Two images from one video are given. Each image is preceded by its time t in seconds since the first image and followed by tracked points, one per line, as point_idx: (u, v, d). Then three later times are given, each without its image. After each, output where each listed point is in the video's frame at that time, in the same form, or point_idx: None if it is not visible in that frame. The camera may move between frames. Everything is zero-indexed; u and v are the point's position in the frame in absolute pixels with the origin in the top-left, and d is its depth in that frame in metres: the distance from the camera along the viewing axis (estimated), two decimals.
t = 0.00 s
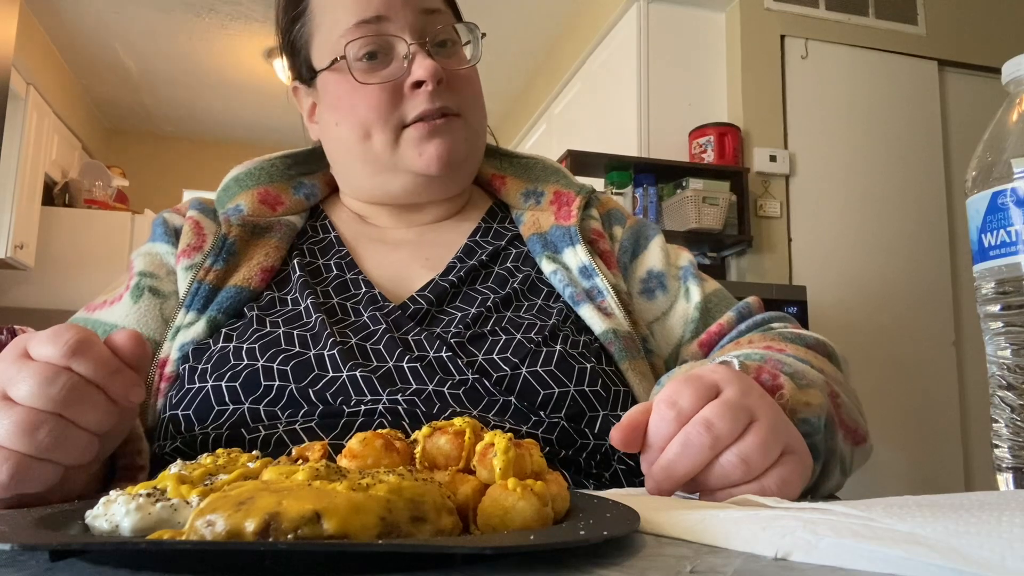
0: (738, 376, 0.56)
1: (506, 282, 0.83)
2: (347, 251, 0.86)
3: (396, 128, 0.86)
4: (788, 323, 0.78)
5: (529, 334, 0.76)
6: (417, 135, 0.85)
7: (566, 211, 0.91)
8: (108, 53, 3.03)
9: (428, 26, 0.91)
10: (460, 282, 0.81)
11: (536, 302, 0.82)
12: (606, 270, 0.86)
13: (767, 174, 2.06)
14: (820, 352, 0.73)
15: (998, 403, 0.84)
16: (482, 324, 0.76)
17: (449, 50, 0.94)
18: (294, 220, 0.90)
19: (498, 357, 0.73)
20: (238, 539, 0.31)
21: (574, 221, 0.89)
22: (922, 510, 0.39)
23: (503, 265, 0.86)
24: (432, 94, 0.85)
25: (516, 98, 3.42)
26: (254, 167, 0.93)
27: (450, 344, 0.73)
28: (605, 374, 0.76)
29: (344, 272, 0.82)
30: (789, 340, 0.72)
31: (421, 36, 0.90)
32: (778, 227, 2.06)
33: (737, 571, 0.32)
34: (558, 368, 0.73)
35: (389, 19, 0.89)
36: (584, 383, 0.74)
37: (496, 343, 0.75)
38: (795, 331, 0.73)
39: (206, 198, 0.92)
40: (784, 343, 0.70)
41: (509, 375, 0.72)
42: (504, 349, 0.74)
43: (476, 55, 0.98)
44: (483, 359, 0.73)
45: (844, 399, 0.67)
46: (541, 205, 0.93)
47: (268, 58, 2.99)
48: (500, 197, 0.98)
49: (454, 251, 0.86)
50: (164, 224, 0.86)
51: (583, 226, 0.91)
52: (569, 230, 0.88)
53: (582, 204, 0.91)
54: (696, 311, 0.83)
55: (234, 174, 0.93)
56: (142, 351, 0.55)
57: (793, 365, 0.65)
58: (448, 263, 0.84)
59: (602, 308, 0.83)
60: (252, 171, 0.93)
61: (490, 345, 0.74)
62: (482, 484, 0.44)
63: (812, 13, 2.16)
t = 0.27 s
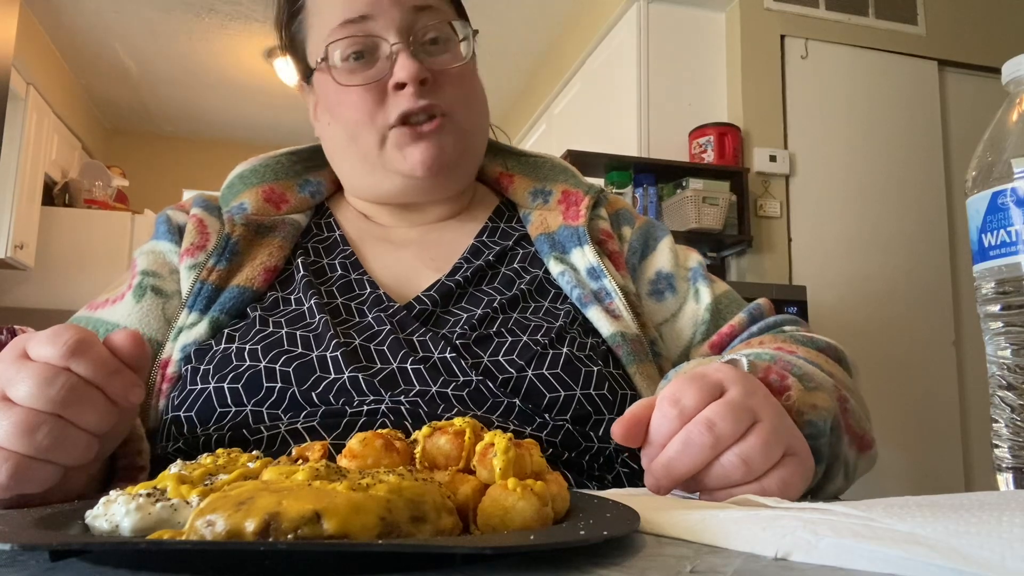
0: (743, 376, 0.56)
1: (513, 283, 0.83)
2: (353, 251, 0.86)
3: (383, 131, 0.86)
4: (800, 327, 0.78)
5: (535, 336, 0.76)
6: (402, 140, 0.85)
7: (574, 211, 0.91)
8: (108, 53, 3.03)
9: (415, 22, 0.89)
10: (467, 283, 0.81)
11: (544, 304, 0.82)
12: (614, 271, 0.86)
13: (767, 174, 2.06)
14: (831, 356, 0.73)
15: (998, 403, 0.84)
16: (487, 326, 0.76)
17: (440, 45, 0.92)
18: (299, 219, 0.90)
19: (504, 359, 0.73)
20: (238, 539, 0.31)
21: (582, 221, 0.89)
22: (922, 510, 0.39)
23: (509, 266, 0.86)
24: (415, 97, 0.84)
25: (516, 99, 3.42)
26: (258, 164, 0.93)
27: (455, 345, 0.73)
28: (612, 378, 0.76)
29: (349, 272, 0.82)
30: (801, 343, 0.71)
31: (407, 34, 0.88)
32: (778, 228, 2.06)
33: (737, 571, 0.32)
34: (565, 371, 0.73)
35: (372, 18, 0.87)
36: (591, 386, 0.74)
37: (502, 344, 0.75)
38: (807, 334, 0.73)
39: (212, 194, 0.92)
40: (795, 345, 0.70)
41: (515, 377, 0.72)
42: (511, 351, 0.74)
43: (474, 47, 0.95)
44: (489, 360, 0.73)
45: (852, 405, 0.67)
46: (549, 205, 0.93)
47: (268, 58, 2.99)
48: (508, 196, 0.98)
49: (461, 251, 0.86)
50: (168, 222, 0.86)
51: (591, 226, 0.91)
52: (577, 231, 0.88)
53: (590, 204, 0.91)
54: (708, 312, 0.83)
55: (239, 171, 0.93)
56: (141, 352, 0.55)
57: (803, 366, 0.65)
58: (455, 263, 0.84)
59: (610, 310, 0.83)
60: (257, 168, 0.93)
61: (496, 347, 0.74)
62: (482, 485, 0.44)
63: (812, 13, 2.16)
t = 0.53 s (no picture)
0: (745, 377, 0.56)
1: (514, 289, 0.83)
2: (353, 254, 0.86)
3: (374, 156, 0.86)
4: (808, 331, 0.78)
5: (537, 341, 0.76)
6: (392, 170, 0.85)
7: (577, 214, 0.91)
8: (108, 54, 3.03)
9: (415, 41, 0.86)
10: (469, 288, 0.81)
11: (546, 310, 0.82)
12: (618, 275, 0.86)
13: (767, 174, 2.06)
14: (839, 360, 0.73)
15: (998, 403, 0.84)
16: (488, 331, 0.76)
17: (441, 63, 0.89)
18: (297, 219, 0.90)
19: (506, 364, 0.73)
20: (238, 538, 0.31)
21: (585, 224, 0.88)
22: (923, 510, 0.39)
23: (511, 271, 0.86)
24: (408, 127, 0.83)
25: (516, 99, 3.42)
26: (256, 162, 0.93)
27: (455, 350, 0.73)
28: (615, 385, 0.76)
29: (349, 277, 0.82)
30: (809, 344, 0.71)
31: (404, 55, 0.86)
32: (778, 228, 2.06)
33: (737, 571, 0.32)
34: (567, 377, 0.73)
35: (371, 36, 0.85)
36: (593, 393, 0.74)
37: (503, 350, 0.75)
38: (815, 336, 0.73)
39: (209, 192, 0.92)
40: (803, 346, 0.70)
41: (516, 384, 0.72)
42: (512, 357, 0.74)
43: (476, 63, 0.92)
44: (490, 366, 0.73)
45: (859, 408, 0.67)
46: (552, 206, 0.93)
47: (268, 58, 2.99)
48: (511, 195, 0.98)
49: (465, 255, 0.87)
50: (165, 222, 0.86)
51: (595, 228, 0.91)
52: (579, 234, 0.88)
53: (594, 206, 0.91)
54: (714, 317, 0.83)
55: (237, 169, 0.93)
56: (142, 353, 0.55)
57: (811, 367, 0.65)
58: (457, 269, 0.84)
59: (612, 316, 0.83)
60: (255, 166, 0.93)
61: (497, 353, 0.74)
62: (482, 484, 0.44)
63: (812, 13, 2.16)
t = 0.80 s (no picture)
0: (751, 377, 0.55)
1: (513, 294, 0.83)
2: (348, 256, 0.86)
3: (374, 141, 0.85)
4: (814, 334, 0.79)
5: (536, 349, 0.76)
6: (392, 153, 0.84)
7: (576, 216, 0.90)
8: (108, 54, 3.03)
9: (421, 29, 0.86)
10: (467, 293, 0.80)
11: (546, 317, 0.82)
12: (619, 279, 0.86)
13: (767, 174, 2.06)
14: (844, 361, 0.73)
15: (998, 403, 0.84)
16: (486, 338, 0.76)
17: (447, 53, 0.89)
18: (291, 218, 0.90)
19: (504, 373, 0.73)
20: (238, 538, 0.31)
21: (583, 226, 0.88)
22: (923, 510, 0.39)
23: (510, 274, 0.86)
24: (411, 114, 0.83)
25: (517, 99, 3.42)
26: (250, 159, 0.93)
27: (452, 359, 0.73)
28: (615, 394, 0.76)
29: (344, 281, 0.82)
30: (814, 346, 0.72)
31: (410, 42, 0.86)
32: (778, 228, 2.06)
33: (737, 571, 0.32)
34: (566, 387, 0.73)
35: (377, 22, 0.84)
36: (593, 403, 0.74)
37: (501, 357, 0.75)
38: (820, 338, 0.73)
39: (201, 189, 0.92)
40: (808, 347, 0.70)
41: (514, 394, 0.72)
42: (511, 365, 0.74)
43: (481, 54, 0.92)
44: (488, 374, 0.73)
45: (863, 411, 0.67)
46: (552, 206, 0.93)
47: (268, 58, 2.99)
48: (511, 193, 0.97)
49: (465, 255, 0.86)
50: (156, 221, 0.85)
51: (595, 230, 0.91)
52: (578, 237, 0.87)
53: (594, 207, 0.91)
54: (719, 320, 0.83)
55: (229, 166, 0.93)
56: (140, 351, 0.54)
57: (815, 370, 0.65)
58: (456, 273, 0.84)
59: (613, 323, 0.83)
60: (248, 163, 0.93)
61: (495, 360, 0.74)
62: (482, 484, 0.44)
63: (812, 13, 2.16)
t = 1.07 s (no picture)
0: (754, 377, 0.55)
1: (514, 295, 0.83)
2: (348, 254, 0.86)
3: (374, 134, 0.85)
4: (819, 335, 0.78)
5: (538, 352, 0.76)
6: (393, 145, 0.84)
7: (578, 215, 0.90)
8: (108, 54, 3.03)
9: (421, 23, 0.86)
10: (468, 295, 0.80)
11: (548, 318, 0.83)
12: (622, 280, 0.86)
13: (767, 174, 2.06)
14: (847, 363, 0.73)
15: (998, 403, 0.85)
16: (487, 341, 0.76)
17: (448, 46, 0.89)
18: (290, 216, 0.90)
19: (505, 376, 0.73)
20: (238, 538, 0.31)
21: (585, 227, 0.88)
22: (924, 510, 0.39)
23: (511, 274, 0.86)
24: (412, 106, 0.83)
25: (516, 98, 3.42)
26: (249, 157, 0.93)
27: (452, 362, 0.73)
28: (616, 398, 0.76)
29: (344, 281, 0.82)
30: (818, 347, 0.72)
31: (410, 35, 0.86)
32: (778, 228, 2.06)
33: (738, 572, 0.32)
34: (568, 391, 0.73)
35: (377, 14, 0.84)
36: (595, 407, 0.74)
37: (502, 361, 0.74)
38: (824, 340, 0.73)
39: (200, 186, 0.92)
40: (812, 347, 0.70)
41: (516, 399, 0.72)
42: (512, 368, 0.74)
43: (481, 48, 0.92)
44: (488, 378, 0.73)
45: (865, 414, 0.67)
46: (552, 205, 0.93)
47: (268, 58, 2.99)
48: (511, 190, 0.97)
49: (466, 255, 0.86)
50: (154, 220, 0.85)
51: (597, 230, 0.91)
52: (580, 237, 0.87)
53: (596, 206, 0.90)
54: (723, 320, 0.83)
55: (228, 163, 0.93)
56: (140, 349, 0.54)
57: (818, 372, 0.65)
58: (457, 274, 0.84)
59: (615, 325, 0.83)
60: (247, 162, 0.93)
61: (496, 364, 0.74)
62: (482, 485, 0.44)
63: (812, 13, 2.16)
